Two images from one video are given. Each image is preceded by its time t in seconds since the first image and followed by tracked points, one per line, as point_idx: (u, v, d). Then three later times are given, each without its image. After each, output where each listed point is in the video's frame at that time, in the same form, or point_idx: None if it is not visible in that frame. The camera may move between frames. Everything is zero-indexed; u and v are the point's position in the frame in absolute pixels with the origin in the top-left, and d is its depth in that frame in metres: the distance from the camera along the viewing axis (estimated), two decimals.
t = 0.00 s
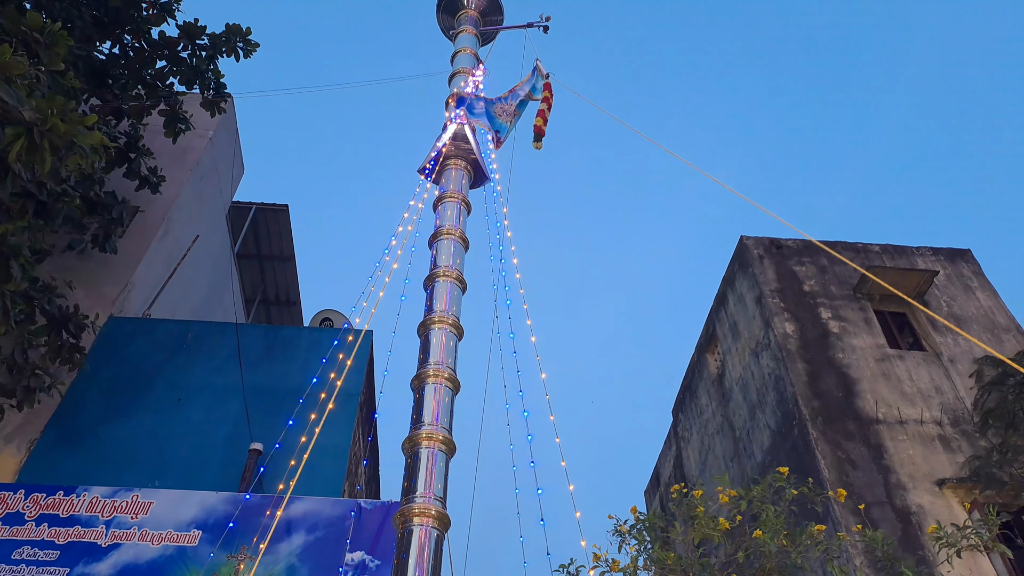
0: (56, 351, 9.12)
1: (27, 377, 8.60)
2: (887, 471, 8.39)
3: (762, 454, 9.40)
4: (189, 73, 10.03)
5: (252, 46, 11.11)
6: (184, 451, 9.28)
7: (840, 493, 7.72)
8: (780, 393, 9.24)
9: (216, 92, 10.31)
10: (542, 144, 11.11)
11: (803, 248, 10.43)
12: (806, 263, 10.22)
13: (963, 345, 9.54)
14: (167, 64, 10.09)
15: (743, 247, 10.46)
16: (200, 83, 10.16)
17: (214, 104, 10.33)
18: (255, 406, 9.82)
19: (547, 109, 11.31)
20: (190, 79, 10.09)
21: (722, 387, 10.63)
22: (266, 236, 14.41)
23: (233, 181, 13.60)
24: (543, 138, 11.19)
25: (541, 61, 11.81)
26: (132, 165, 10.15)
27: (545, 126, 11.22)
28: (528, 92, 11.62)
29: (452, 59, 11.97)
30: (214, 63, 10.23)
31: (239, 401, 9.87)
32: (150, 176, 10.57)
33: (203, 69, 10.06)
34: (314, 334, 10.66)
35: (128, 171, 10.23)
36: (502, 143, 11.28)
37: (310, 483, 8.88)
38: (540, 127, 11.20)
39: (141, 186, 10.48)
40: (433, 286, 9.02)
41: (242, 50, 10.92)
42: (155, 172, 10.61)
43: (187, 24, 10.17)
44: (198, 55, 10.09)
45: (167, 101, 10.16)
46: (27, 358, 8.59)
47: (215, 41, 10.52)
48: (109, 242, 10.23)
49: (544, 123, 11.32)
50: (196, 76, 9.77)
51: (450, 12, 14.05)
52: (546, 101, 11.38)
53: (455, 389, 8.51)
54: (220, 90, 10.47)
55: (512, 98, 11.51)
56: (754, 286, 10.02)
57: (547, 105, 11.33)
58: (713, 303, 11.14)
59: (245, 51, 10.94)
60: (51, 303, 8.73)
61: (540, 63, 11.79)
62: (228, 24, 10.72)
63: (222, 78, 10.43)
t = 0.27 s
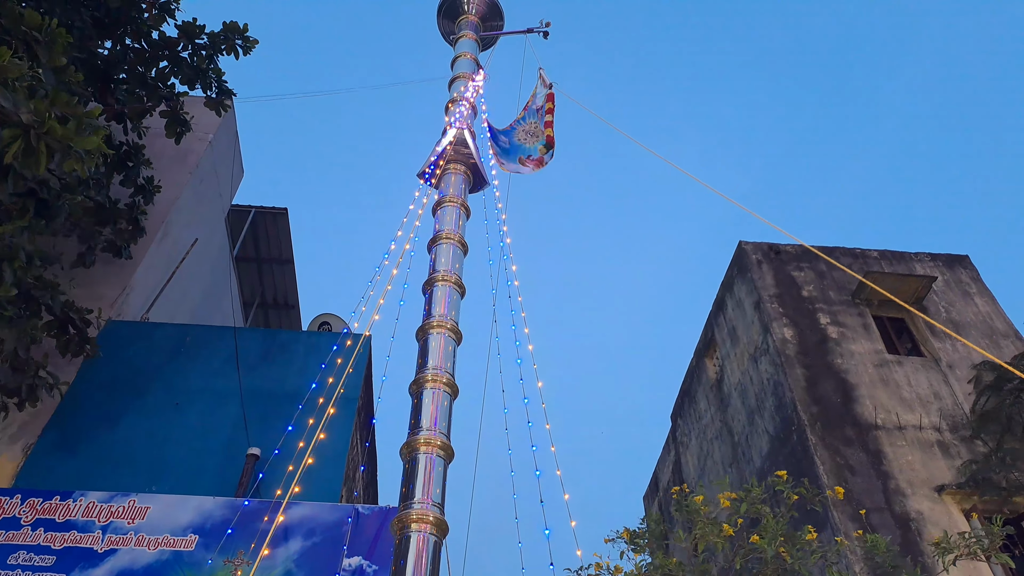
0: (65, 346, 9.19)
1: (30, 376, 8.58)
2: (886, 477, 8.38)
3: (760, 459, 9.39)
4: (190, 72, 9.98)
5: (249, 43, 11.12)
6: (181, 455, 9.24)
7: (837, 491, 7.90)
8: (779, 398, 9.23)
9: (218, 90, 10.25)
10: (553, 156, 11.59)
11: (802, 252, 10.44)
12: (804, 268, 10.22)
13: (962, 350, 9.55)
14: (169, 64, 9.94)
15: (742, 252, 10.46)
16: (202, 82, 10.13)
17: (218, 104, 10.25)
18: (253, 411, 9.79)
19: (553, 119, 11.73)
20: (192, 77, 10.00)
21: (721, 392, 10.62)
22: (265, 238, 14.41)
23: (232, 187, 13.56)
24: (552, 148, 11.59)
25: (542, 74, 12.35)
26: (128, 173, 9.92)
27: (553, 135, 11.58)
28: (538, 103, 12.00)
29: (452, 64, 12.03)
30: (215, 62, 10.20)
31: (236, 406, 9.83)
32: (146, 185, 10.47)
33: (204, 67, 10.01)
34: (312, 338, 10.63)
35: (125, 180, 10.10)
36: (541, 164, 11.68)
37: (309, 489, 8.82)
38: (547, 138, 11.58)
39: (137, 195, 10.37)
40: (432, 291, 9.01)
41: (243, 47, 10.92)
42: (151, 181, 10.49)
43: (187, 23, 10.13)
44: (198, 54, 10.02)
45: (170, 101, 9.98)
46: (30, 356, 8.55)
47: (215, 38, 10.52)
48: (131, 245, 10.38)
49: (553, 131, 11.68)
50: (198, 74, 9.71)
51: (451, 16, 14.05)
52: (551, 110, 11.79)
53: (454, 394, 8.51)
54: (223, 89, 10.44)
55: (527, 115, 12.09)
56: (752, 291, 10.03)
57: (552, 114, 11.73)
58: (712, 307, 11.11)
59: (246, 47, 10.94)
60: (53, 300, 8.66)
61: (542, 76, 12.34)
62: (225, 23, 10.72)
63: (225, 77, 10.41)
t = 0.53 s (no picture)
0: None
1: None
2: (936, 506, 7.27)
3: (793, 486, 8.27)
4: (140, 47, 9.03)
5: (211, 14, 10.05)
6: (130, 484, 8.14)
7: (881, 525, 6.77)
8: (814, 417, 8.10)
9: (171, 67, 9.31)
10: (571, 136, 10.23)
11: (840, 250, 9.28)
12: (843, 268, 9.08)
13: (1021, 362, 8.44)
14: (117, 37, 9.00)
15: (772, 249, 9.25)
16: (154, 58, 9.20)
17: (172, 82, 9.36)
18: (213, 432, 8.68)
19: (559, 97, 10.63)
20: (142, 52, 9.07)
21: (749, 411, 9.49)
22: (224, 234, 13.33)
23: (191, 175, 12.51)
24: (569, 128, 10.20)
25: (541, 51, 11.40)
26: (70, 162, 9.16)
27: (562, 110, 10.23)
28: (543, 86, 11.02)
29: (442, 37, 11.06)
30: (168, 36, 9.23)
31: (194, 426, 8.73)
32: (87, 176, 9.54)
33: (157, 43, 9.01)
34: (279, 349, 9.49)
35: (65, 171, 9.29)
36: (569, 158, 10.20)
37: (275, 523, 7.71)
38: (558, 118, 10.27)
39: (79, 190, 9.47)
40: (418, 294, 7.92)
41: (201, 21, 9.92)
42: (95, 173, 9.59)
43: None
44: (149, 26, 9.06)
45: (117, 79, 9.06)
46: None
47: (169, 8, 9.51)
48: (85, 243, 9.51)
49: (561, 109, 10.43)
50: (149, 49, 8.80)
51: None
52: (556, 89, 10.73)
53: (442, 413, 7.42)
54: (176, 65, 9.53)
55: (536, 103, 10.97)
56: (784, 295, 8.88)
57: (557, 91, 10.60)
58: (738, 315, 9.90)
59: (204, 20, 9.97)
60: None
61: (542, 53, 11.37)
62: None
63: (178, 53, 9.44)
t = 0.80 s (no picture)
0: None
1: None
2: (959, 523, 6.85)
3: (807, 502, 7.85)
4: (113, 46, 8.76)
5: (190, 17, 9.76)
6: (103, 505, 7.71)
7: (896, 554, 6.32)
8: (828, 428, 7.68)
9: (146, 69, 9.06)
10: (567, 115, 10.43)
11: (853, 253, 8.87)
12: (856, 271, 8.66)
13: None
14: (87, 35, 8.80)
15: (782, 251, 8.82)
16: (127, 59, 8.93)
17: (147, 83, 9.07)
18: (192, 449, 8.26)
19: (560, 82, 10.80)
20: (114, 51, 8.79)
21: (760, 422, 9.06)
22: (203, 239, 12.85)
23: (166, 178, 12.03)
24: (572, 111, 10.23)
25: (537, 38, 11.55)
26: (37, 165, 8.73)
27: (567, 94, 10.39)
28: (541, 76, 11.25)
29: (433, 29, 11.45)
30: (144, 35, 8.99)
31: (171, 443, 8.29)
32: (58, 184, 9.09)
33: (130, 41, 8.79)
34: (261, 361, 9.05)
35: (34, 177, 8.91)
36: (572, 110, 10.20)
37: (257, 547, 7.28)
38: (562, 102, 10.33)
39: (49, 195, 9.03)
40: (408, 302, 7.56)
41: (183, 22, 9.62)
42: (66, 177, 9.14)
43: None
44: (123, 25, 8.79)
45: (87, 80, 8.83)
46: None
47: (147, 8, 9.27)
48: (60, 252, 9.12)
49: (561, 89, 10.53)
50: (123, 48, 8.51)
51: None
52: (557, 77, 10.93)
53: (435, 426, 7.03)
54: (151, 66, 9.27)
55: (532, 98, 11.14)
56: (796, 300, 8.47)
57: (559, 76, 10.73)
58: (747, 321, 9.49)
59: (185, 22, 9.68)
60: None
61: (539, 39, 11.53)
62: None
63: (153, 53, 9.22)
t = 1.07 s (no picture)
0: None
1: None
2: (980, 543, 6.54)
3: (822, 522, 7.53)
4: (99, 59, 8.78)
5: (178, 32, 9.75)
6: (87, 528, 7.47)
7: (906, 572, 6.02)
8: (842, 444, 7.37)
9: (132, 84, 9.12)
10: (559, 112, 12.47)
11: (866, 260, 8.57)
12: (870, 280, 8.36)
13: None
14: (74, 48, 8.81)
15: (793, 259, 8.51)
16: (114, 73, 8.96)
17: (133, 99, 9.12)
18: (180, 469, 8.01)
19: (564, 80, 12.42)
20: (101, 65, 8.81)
21: (771, 437, 8.75)
22: (191, 251, 12.82)
23: (152, 188, 11.89)
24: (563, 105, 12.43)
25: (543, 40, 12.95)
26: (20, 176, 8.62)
27: (563, 92, 12.45)
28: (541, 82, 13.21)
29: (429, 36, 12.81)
30: (131, 50, 9.02)
31: (158, 463, 8.04)
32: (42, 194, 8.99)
33: (118, 56, 8.88)
34: (250, 378, 8.79)
35: (19, 188, 8.85)
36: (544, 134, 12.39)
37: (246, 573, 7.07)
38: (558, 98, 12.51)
39: (34, 207, 8.93)
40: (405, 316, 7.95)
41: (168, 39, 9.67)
42: (52, 189, 9.07)
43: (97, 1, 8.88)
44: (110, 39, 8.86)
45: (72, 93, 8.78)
46: None
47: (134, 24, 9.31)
48: (39, 267, 9.10)
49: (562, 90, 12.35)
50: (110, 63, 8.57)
51: None
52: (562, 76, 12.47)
53: (432, 444, 7.21)
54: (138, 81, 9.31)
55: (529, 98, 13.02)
56: (807, 310, 8.17)
57: (563, 72, 12.44)
58: (756, 332, 9.18)
59: (170, 38, 9.73)
60: None
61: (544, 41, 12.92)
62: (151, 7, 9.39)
63: (140, 68, 9.26)
